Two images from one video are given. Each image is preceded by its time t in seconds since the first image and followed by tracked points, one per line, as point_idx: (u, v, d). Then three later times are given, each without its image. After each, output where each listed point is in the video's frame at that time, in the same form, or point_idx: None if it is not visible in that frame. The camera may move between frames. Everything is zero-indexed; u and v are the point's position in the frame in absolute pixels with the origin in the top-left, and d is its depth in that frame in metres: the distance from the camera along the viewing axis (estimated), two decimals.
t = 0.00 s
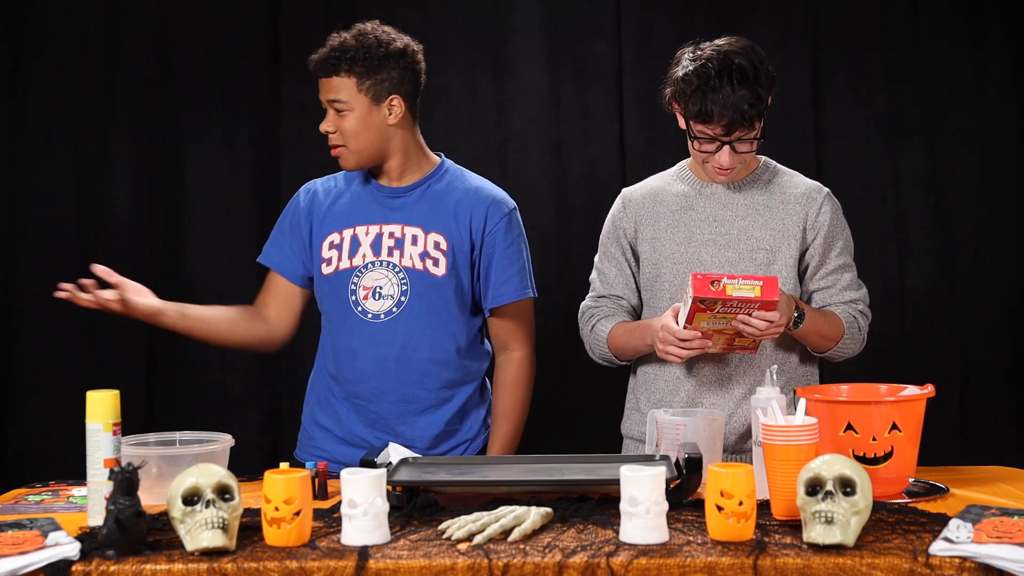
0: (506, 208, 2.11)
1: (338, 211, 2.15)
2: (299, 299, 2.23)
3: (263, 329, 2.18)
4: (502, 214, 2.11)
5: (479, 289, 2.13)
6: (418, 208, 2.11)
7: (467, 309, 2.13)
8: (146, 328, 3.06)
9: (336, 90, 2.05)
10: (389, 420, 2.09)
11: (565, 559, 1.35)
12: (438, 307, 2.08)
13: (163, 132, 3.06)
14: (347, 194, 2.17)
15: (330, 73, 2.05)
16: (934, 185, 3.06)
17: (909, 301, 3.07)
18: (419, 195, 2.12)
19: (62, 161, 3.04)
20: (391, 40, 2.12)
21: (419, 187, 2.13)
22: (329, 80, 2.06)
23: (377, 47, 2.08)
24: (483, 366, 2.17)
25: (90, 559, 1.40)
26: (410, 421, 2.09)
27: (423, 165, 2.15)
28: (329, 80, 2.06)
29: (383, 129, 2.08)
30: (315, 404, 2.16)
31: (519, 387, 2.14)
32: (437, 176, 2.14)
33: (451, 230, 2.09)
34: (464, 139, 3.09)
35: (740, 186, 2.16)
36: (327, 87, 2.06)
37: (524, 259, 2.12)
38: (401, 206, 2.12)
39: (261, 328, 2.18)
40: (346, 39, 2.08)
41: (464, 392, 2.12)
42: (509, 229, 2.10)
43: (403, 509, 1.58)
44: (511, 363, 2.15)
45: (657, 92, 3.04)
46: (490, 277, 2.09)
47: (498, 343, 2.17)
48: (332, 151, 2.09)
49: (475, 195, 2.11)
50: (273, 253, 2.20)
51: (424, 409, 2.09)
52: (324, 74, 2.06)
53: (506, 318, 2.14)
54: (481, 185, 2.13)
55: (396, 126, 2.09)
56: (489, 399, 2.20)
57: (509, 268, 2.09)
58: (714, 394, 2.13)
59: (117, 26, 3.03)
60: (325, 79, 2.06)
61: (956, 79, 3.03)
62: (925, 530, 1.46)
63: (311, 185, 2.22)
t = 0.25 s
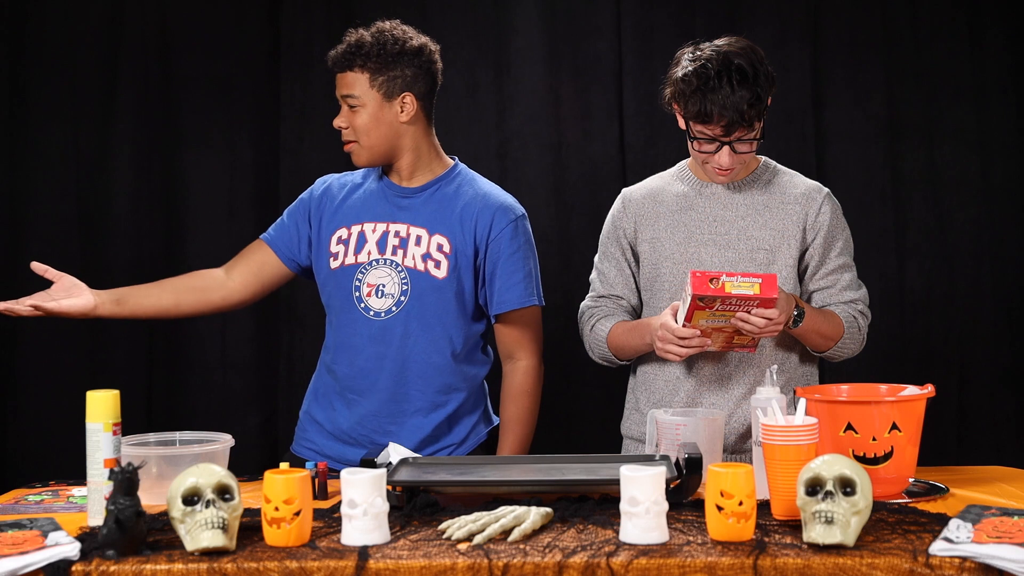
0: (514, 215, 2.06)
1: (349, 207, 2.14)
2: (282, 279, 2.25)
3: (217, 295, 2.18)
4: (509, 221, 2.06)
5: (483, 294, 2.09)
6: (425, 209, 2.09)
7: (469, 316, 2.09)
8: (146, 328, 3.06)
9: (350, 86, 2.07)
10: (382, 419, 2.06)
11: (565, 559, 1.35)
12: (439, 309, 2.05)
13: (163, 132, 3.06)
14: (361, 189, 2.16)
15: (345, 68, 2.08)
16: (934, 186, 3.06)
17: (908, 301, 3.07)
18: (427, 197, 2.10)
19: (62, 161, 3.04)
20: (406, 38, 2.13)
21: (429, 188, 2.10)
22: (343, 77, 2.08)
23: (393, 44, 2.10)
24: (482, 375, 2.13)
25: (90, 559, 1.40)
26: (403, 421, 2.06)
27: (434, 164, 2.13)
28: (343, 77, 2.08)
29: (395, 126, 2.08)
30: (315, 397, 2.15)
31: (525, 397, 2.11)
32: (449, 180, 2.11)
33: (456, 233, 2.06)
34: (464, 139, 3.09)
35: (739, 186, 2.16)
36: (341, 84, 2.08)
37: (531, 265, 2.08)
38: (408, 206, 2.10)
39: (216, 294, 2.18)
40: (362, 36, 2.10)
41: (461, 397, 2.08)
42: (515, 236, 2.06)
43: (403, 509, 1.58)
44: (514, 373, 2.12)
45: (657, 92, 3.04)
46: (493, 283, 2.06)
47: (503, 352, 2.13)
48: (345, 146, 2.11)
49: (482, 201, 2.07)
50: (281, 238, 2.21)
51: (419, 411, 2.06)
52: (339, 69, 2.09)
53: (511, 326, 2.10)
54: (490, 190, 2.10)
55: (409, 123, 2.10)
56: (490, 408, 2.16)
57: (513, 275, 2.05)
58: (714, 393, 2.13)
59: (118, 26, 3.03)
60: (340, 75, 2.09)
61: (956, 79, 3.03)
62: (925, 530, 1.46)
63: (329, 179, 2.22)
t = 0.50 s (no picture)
0: (481, 209, 1.97)
1: (311, 212, 2.04)
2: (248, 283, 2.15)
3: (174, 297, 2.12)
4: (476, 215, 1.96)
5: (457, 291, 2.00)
6: (393, 208, 1.99)
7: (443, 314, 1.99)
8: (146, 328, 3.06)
9: (311, 88, 1.97)
10: (361, 425, 1.97)
11: (565, 559, 1.35)
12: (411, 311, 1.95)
13: (163, 132, 3.06)
14: (322, 194, 2.05)
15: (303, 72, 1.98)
16: (934, 185, 3.06)
17: (908, 301, 3.07)
18: (392, 196, 1.99)
19: (62, 161, 3.04)
20: (370, 40, 2.03)
21: (394, 189, 2.00)
22: (305, 78, 1.98)
23: (353, 46, 2.00)
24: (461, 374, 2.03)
25: (90, 559, 1.40)
26: (382, 426, 1.97)
27: (398, 166, 2.03)
28: (305, 79, 1.98)
29: (355, 129, 1.98)
30: (291, 407, 2.04)
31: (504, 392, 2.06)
32: (415, 177, 2.01)
33: (423, 229, 1.96)
34: (464, 139, 3.09)
35: (740, 187, 2.16)
36: (303, 86, 1.98)
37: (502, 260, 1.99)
38: (375, 207, 1.99)
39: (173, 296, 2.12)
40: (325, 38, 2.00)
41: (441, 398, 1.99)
42: (485, 230, 1.96)
43: (404, 509, 1.58)
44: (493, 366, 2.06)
45: (657, 92, 3.04)
46: (466, 279, 1.97)
47: (481, 346, 2.06)
48: (308, 150, 2.02)
49: (449, 196, 1.98)
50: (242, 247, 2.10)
51: (398, 414, 1.96)
52: (299, 72, 1.99)
53: (488, 321, 2.02)
54: (456, 186, 2.00)
55: (371, 126, 1.99)
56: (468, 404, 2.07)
57: (485, 270, 1.95)
58: (714, 393, 2.13)
59: (118, 26, 3.03)
60: (299, 78, 1.99)
61: (957, 78, 3.03)
62: (925, 530, 1.46)
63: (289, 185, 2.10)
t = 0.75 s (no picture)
0: (371, 199, 1.93)
1: (207, 230, 2.01)
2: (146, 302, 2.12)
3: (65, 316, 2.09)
4: (368, 207, 1.92)
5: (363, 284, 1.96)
6: (284, 212, 1.94)
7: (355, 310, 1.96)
8: (146, 328, 3.06)
9: (186, 104, 1.91)
10: (295, 434, 1.97)
11: (565, 559, 1.35)
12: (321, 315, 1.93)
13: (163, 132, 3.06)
14: (215, 211, 2.02)
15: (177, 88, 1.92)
16: (934, 185, 3.06)
17: (909, 302, 3.07)
18: (284, 201, 1.95)
19: (62, 161, 3.04)
20: (242, 50, 1.98)
21: (281, 197, 1.95)
22: (178, 93, 1.92)
23: (225, 57, 1.94)
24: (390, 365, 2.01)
25: (90, 559, 1.40)
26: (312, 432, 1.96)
27: (285, 171, 1.98)
28: (179, 93, 1.92)
29: (235, 140, 1.93)
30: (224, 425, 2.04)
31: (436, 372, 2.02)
32: (303, 177, 1.96)
33: (316, 230, 1.92)
34: (464, 139, 3.10)
35: (740, 187, 2.16)
36: (179, 101, 1.93)
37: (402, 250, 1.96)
38: (266, 216, 1.95)
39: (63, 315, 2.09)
40: (195, 51, 1.94)
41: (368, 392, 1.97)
42: (377, 220, 1.92)
43: (404, 509, 1.58)
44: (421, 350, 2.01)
45: (657, 92, 3.05)
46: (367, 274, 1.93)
47: (402, 330, 2.01)
48: (191, 167, 1.97)
49: (340, 193, 1.93)
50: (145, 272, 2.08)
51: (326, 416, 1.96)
52: (173, 89, 1.94)
53: (406, 310, 1.98)
54: (348, 179, 1.96)
55: (252, 136, 1.94)
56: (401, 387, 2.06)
57: (382, 261, 1.91)
58: (714, 393, 2.13)
59: (118, 26, 3.03)
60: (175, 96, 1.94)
61: (957, 78, 3.03)
62: (925, 530, 1.46)
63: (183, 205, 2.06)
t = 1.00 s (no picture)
0: (281, 184, 1.94)
1: (127, 238, 2.01)
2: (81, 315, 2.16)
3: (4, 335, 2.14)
4: (278, 195, 1.93)
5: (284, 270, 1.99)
6: (198, 209, 1.95)
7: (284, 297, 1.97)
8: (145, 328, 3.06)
9: (83, 120, 1.91)
10: (236, 429, 1.99)
11: (565, 559, 1.35)
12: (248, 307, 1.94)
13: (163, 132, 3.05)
14: (130, 217, 2.02)
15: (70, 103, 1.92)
16: (934, 185, 3.06)
17: (909, 302, 3.07)
18: (198, 199, 1.96)
19: (62, 161, 3.03)
20: (131, 55, 1.96)
21: (190, 195, 1.96)
22: (73, 111, 1.92)
23: (116, 64, 1.93)
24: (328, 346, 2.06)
25: (89, 559, 1.40)
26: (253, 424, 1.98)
27: (194, 168, 1.98)
28: (74, 111, 1.92)
29: (139, 146, 1.93)
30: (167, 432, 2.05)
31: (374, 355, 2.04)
32: (209, 173, 1.97)
33: (231, 223, 1.93)
34: (464, 139, 3.10)
35: (740, 187, 2.15)
36: (76, 118, 1.93)
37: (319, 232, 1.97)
38: (181, 215, 1.96)
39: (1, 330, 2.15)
40: (81, 65, 1.93)
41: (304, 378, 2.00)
42: (289, 205, 1.93)
43: (404, 509, 1.58)
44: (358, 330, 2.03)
45: (657, 92, 3.04)
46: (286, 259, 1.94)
47: (335, 308, 2.03)
48: (102, 179, 1.97)
49: (252, 182, 1.95)
50: (73, 286, 2.11)
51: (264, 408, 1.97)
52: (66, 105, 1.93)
53: (337, 286, 2.00)
54: (258, 167, 1.98)
55: (153, 140, 1.94)
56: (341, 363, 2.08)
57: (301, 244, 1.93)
58: (714, 393, 2.13)
59: (118, 27, 3.03)
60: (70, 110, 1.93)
61: (957, 78, 3.03)
62: (925, 530, 1.46)
63: (100, 211, 2.07)
